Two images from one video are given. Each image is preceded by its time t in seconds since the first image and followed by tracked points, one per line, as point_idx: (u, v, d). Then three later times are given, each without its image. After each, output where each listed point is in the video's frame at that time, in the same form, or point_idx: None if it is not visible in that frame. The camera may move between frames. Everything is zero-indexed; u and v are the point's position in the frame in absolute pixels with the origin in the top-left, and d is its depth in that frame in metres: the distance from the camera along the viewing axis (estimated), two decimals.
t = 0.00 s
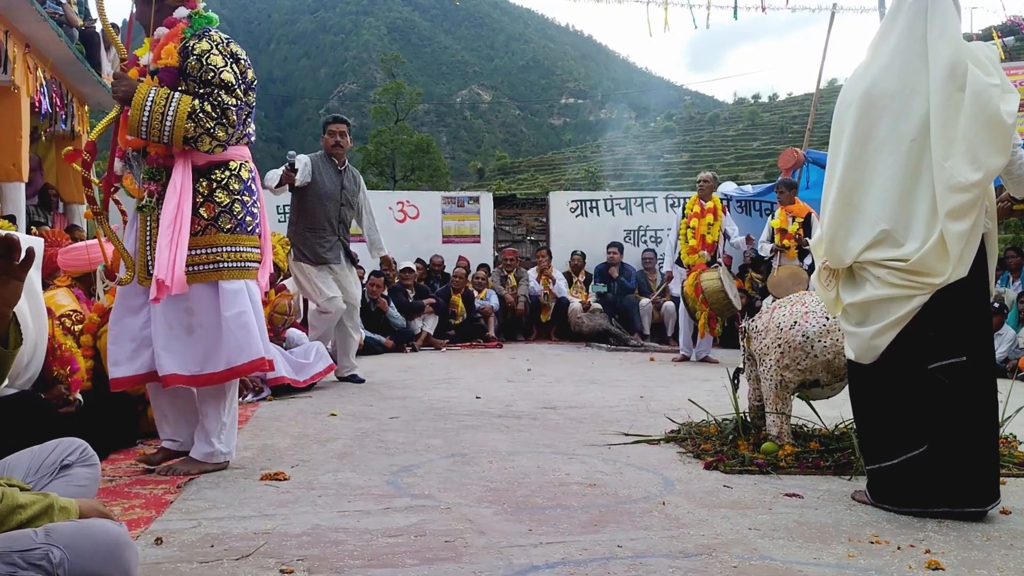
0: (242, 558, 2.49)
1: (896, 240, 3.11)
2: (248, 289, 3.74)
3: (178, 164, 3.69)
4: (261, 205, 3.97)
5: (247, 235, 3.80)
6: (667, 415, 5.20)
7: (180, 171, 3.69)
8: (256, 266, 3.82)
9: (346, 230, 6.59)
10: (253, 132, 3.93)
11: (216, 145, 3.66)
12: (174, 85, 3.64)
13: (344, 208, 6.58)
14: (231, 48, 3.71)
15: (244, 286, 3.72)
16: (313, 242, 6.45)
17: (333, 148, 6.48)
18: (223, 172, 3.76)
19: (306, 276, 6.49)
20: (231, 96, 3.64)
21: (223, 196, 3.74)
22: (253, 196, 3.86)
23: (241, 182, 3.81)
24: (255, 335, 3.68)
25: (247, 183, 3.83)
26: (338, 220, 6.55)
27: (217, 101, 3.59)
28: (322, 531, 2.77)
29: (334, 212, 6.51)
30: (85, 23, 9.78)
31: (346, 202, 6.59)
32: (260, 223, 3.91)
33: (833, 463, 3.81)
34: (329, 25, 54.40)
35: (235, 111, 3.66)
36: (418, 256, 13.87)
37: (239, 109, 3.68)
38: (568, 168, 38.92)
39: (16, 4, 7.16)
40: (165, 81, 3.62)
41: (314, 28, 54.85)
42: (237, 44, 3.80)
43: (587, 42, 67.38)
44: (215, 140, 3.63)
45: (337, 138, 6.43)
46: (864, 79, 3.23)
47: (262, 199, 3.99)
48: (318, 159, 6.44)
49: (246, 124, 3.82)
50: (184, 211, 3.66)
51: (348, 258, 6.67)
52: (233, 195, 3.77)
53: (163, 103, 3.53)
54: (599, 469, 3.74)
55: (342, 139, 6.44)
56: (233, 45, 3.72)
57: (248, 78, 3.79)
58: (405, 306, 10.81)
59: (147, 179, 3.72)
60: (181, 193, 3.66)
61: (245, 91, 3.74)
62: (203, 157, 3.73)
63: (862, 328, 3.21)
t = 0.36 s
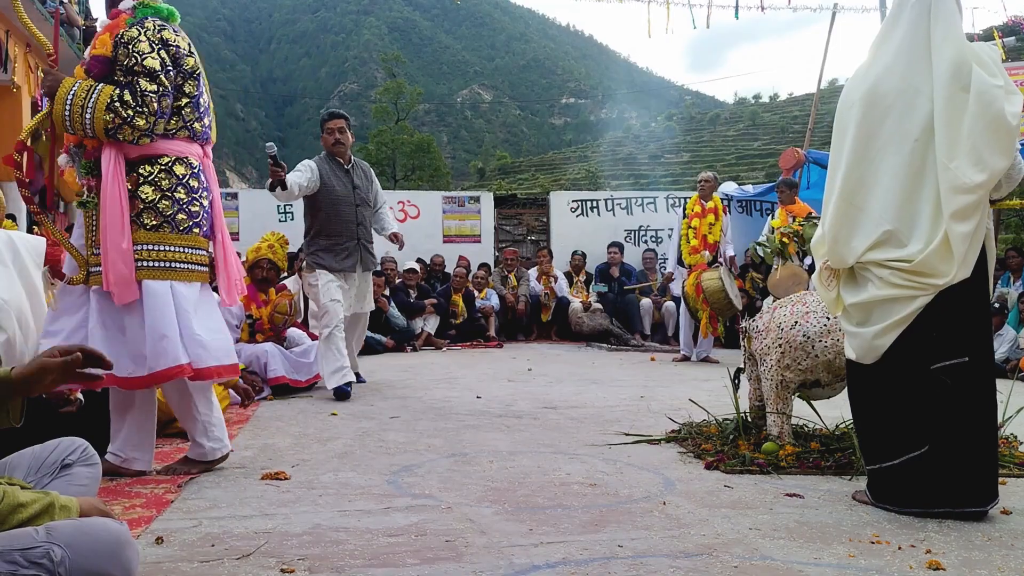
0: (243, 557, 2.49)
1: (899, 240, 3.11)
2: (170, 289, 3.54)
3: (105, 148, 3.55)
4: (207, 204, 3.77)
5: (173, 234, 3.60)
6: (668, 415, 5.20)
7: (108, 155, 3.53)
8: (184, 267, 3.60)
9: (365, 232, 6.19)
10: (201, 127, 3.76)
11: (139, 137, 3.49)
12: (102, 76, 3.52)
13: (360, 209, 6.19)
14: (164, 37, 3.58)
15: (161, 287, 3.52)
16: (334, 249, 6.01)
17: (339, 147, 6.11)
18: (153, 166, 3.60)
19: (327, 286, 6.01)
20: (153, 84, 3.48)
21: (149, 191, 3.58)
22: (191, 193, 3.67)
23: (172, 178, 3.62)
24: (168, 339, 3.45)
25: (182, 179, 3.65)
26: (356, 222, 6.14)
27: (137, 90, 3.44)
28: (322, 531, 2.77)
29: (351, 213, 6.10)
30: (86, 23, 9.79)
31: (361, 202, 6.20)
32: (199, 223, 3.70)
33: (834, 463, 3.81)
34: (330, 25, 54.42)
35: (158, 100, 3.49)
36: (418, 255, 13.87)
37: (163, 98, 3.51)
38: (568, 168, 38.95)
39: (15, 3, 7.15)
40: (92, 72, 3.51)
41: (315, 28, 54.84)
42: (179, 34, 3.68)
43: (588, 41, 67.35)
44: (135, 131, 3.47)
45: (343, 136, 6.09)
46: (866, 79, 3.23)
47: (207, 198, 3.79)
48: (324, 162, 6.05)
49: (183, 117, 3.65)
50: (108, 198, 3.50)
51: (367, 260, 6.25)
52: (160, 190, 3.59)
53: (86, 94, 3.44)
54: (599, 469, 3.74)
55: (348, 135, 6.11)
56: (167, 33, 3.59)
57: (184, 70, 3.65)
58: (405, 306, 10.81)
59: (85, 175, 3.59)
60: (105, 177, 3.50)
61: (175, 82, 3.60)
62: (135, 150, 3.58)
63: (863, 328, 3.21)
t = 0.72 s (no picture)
0: (244, 556, 2.49)
1: (899, 241, 3.11)
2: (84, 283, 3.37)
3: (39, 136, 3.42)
4: (147, 191, 3.52)
5: (96, 224, 3.40)
6: (669, 415, 5.20)
7: (38, 144, 3.40)
8: (107, 258, 3.41)
9: (351, 210, 5.57)
10: (142, 110, 3.52)
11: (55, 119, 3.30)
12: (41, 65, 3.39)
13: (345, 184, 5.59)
14: (88, 18, 3.37)
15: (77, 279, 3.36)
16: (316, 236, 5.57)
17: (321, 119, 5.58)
18: (80, 153, 3.41)
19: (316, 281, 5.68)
20: (66, 67, 3.27)
21: (73, 179, 3.39)
22: (119, 180, 3.44)
23: (98, 164, 3.41)
24: (61, 335, 3.28)
25: (109, 166, 3.43)
26: (340, 201, 5.57)
27: (48, 73, 3.25)
28: (323, 530, 2.77)
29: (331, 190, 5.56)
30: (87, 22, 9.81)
31: (346, 177, 5.60)
32: (130, 211, 3.47)
33: (834, 463, 3.81)
34: (331, 25, 54.44)
35: (73, 81, 3.28)
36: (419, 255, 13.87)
37: (75, 80, 3.28)
38: (568, 168, 38.96)
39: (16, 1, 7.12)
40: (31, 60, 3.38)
41: (315, 27, 54.80)
42: (114, 14, 3.46)
43: (589, 41, 67.37)
44: (49, 115, 3.28)
45: (315, 105, 5.53)
46: (868, 79, 3.23)
47: (151, 186, 3.54)
48: (300, 142, 5.62)
49: (110, 101, 3.44)
50: (30, 187, 3.36)
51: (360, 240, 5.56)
52: (84, 178, 3.40)
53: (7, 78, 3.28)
54: (599, 469, 3.74)
55: (323, 102, 5.50)
56: (93, 14, 3.39)
57: (112, 51, 3.42)
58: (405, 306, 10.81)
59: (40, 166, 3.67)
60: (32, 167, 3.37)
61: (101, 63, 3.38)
62: (66, 136, 3.41)
63: (863, 328, 3.21)
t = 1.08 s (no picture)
0: (243, 557, 2.49)
1: (898, 242, 3.11)
2: (53, 286, 3.30)
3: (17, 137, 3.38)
4: (116, 190, 3.38)
5: (62, 226, 3.31)
6: (669, 415, 5.20)
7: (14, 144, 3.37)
8: (74, 262, 3.31)
9: (326, 211, 5.02)
10: (107, 105, 3.36)
11: (15, 121, 3.21)
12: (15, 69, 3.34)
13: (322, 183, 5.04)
14: (45, 15, 3.26)
15: (45, 282, 3.29)
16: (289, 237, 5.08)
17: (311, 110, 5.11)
18: (47, 155, 3.33)
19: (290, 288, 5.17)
20: (20, 67, 3.17)
21: (41, 182, 3.33)
22: (82, 180, 3.32)
23: (63, 165, 3.31)
24: (30, 341, 3.24)
25: (73, 167, 3.32)
26: (315, 200, 5.03)
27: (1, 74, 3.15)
28: (323, 531, 2.77)
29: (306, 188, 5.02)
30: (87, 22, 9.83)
31: (323, 176, 5.04)
32: (98, 212, 3.35)
33: (834, 463, 3.80)
34: (332, 25, 54.45)
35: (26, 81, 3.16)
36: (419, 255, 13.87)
37: (28, 79, 3.17)
38: (569, 168, 39.01)
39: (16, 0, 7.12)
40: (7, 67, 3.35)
41: (316, 28, 54.83)
42: (77, 7, 3.32)
43: (590, 42, 67.38)
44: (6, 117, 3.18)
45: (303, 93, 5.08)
46: (866, 79, 3.23)
47: (121, 183, 3.39)
48: (285, 132, 5.17)
49: (71, 98, 3.31)
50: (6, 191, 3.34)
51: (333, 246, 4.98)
52: (51, 180, 3.32)
53: None
54: (600, 470, 3.74)
55: (314, 91, 5.07)
56: (52, 10, 3.27)
57: (71, 46, 3.29)
58: (406, 307, 10.81)
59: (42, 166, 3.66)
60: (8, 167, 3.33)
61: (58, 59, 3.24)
62: (36, 137, 3.35)
63: (863, 329, 3.22)
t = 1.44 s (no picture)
0: (244, 558, 2.49)
1: (897, 242, 3.11)
2: (42, 292, 3.29)
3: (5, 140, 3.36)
4: (103, 192, 3.38)
5: (49, 231, 3.29)
6: (669, 416, 5.20)
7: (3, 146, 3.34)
8: (63, 266, 3.30)
9: (291, 191, 4.60)
10: (92, 105, 3.34)
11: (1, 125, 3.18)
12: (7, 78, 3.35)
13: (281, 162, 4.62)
14: (27, 18, 3.22)
15: (35, 289, 3.29)
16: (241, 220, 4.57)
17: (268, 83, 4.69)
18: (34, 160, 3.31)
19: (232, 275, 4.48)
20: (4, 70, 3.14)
21: (28, 187, 3.32)
22: (67, 184, 3.32)
23: (49, 169, 3.30)
24: (20, 347, 3.24)
25: (59, 170, 3.30)
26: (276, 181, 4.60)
27: None
28: (323, 532, 2.77)
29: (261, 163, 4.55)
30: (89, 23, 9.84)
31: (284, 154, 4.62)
32: (85, 216, 3.35)
33: (835, 464, 3.80)
34: (333, 26, 54.45)
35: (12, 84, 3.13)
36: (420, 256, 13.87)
37: (13, 84, 3.15)
38: (569, 169, 38.99)
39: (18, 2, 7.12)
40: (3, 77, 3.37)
41: (316, 28, 54.82)
42: (59, 8, 3.29)
43: (590, 43, 67.38)
44: None
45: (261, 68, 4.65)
46: (866, 80, 3.22)
47: (108, 185, 3.39)
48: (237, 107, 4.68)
49: (55, 100, 3.28)
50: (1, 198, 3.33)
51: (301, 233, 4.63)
52: (37, 184, 3.30)
53: None
54: (600, 471, 3.74)
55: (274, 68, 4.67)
56: (34, 11, 3.23)
57: (55, 48, 3.26)
58: (406, 308, 10.81)
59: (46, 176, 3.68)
60: None
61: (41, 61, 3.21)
62: (22, 142, 3.33)
63: (863, 330, 3.22)
